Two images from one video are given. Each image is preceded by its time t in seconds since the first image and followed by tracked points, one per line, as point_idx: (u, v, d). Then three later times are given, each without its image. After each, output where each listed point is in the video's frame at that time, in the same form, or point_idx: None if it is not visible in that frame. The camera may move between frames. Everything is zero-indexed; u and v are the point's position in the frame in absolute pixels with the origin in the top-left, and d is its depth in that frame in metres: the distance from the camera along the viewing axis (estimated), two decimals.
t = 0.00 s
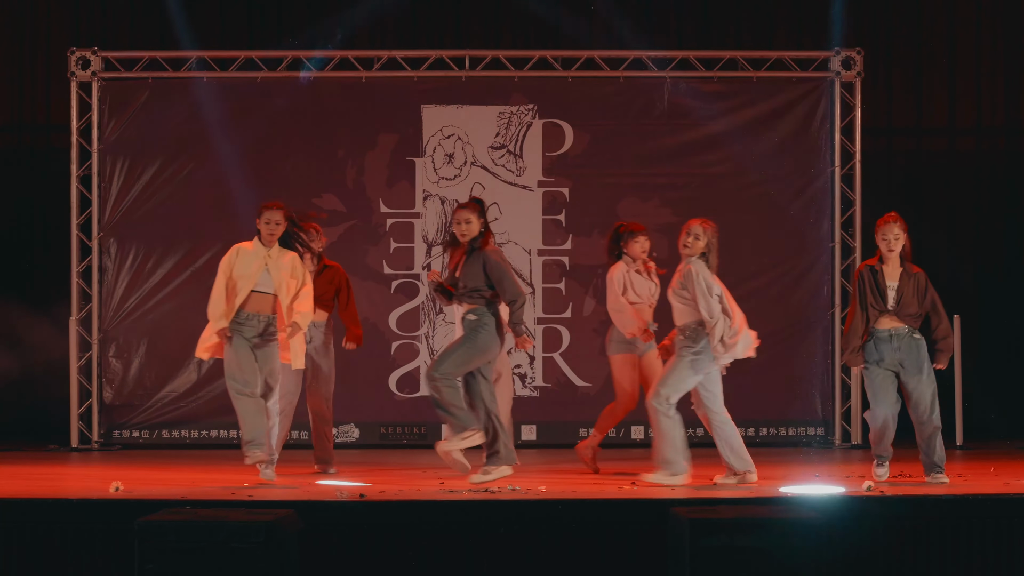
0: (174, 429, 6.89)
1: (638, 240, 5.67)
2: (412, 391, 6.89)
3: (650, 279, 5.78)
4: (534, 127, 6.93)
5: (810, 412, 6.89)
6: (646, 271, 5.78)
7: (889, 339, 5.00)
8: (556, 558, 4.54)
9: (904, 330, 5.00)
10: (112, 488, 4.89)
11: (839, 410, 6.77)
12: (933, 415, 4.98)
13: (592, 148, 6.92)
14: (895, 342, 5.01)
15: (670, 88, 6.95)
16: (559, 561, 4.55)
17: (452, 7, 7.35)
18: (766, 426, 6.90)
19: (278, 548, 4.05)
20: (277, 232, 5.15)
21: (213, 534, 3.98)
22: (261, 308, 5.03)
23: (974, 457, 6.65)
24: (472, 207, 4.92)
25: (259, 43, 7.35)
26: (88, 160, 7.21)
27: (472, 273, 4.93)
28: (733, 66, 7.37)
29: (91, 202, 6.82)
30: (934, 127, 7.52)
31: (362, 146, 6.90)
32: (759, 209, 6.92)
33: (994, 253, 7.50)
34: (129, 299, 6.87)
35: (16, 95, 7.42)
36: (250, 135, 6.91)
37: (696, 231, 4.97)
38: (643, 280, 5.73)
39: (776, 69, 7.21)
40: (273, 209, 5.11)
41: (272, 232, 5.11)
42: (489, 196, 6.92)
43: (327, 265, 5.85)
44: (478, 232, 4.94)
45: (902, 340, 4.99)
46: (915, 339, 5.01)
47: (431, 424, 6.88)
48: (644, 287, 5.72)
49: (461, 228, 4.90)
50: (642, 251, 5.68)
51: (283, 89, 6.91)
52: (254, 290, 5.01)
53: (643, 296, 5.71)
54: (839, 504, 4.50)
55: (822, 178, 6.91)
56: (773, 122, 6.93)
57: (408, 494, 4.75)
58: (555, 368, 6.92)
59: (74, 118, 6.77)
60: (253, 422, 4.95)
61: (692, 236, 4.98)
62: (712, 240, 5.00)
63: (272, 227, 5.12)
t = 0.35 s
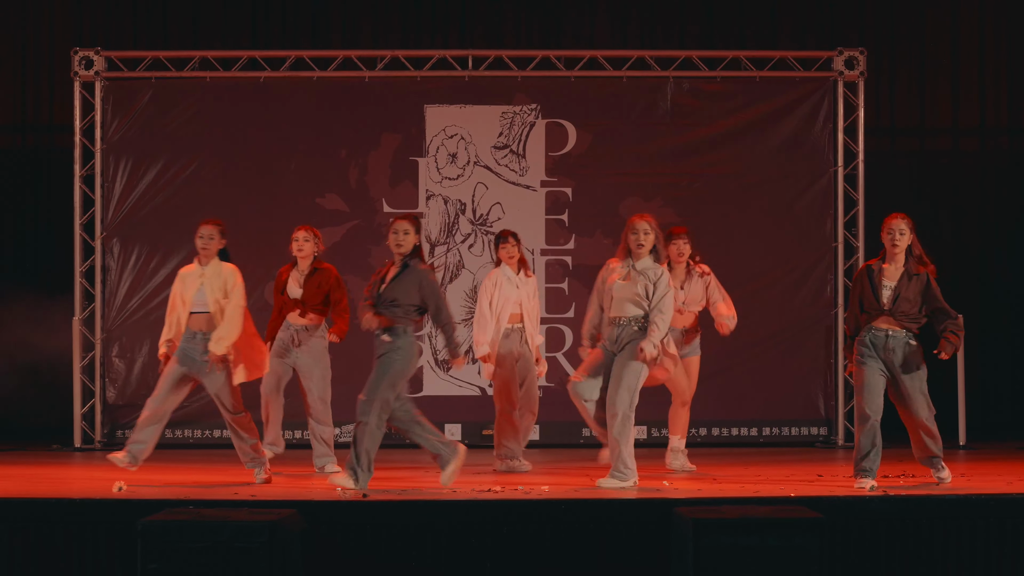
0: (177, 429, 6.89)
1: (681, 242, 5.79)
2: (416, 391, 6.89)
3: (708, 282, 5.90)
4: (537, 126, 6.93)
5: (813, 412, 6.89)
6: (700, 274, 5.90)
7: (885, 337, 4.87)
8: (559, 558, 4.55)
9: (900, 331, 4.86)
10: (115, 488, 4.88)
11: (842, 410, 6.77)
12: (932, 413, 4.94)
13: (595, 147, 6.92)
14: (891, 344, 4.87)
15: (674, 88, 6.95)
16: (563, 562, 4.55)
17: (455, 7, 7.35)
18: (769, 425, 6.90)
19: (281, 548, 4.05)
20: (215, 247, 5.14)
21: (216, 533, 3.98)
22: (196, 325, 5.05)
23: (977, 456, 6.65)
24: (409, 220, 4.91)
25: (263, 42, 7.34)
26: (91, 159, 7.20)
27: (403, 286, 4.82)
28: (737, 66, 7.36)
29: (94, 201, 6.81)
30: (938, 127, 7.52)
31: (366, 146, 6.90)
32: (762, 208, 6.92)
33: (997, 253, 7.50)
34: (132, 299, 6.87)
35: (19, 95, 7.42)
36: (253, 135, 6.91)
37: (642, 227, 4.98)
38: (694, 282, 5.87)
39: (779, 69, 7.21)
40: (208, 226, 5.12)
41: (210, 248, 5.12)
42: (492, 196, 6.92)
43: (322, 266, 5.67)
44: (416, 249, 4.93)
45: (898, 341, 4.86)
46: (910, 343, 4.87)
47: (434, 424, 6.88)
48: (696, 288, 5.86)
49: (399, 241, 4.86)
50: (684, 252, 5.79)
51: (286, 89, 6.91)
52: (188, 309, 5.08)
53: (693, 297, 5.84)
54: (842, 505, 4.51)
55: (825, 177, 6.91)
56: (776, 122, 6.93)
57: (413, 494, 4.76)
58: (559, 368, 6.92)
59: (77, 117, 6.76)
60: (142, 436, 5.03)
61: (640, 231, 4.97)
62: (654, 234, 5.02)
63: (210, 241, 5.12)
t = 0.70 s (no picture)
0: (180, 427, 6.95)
1: (696, 244, 5.79)
2: (416, 390, 6.95)
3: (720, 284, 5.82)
4: (536, 128, 6.99)
5: (810, 411, 6.96)
6: (713, 277, 5.83)
7: (874, 338, 4.95)
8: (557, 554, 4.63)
9: (890, 331, 4.95)
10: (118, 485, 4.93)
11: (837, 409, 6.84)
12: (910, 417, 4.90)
13: (594, 148, 6.99)
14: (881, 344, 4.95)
15: (672, 90, 7.01)
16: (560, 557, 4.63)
17: (455, 9, 7.41)
18: (766, 424, 6.96)
19: (282, 545, 4.10)
20: (135, 245, 5.20)
21: (220, 531, 4.03)
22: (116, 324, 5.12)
23: (972, 455, 6.71)
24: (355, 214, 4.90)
25: (264, 44, 7.40)
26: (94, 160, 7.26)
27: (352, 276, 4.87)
28: (735, 67, 7.42)
29: (97, 202, 6.87)
30: (934, 128, 7.59)
31: (366, 147, 6.96)
32: (760, 209, 6.98)
33: (993, 253, 7.56)
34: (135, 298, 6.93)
35: (22, 95, 7.48)
36: (255, 136, 6.97)
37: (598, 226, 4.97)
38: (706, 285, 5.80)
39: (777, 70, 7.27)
40: (124, 226, 5.16)
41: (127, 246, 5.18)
42: (491, 197, 6.98)
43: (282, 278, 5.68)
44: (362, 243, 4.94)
45: (886, 342, 4.93)
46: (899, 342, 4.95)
47: (434, 422, 6.94)
48: (708, 292, 5.78)
49: (349, 233, 4.85)
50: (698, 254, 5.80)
51: (288, 90, 6.97)
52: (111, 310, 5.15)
53: (706, 301, 5.76)
54: (837, 502, 4.56)
55: (821, 178, 6.98)
56: (774, 123, 6.99)
57: (412, 492, 4.78)
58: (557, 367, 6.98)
59: (80, 119, 6.83)
60: (104, 449, 5.06)
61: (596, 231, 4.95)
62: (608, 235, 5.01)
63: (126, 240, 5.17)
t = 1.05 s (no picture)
0: (190, 423, 7.15)
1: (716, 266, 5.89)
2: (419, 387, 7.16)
3: (736, 308, 5.87)
4: (536, 132, 7.20)
5: (802, 407, 7.18)
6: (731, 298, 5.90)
7: (845, 341, 5.00)
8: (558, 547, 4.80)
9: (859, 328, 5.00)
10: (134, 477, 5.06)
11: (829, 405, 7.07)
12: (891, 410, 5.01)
13: (592, 152, 7.20)
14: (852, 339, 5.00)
15: (668, 95, 7.23)
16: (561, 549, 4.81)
17: (457, 16, 7.62)
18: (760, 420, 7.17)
19: (289, 539, 4.20)
20: (110, 288, 5.20)
21: (225, 525, 4.13)
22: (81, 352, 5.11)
23: (959, 450, 6.92)
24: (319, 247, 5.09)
25: (272, 50, 7.60)
26: (107, 164, 7.48)
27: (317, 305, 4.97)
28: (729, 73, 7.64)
29: (111, 204, 7.08)
30: (922, 132, 7.81)
31: (371, 151, 7.17)
32: (753, 211, 7.19)
33: (981, 255, 7.77)
34: (146, 298, 7.13)
35: (37, 101, 7.67)
36: (263, 141, 7.18)
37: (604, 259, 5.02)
38: (722, 309, 5.88)
39: (770, 76, 7.48)
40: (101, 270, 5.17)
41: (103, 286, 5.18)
42: (492, 200, 7.19)
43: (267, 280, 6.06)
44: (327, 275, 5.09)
45: (856, 342, 4.98)
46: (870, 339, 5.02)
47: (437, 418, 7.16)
48: (725, 315, 5.86)
49: (315, 266, 5.01)
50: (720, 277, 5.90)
51: (295, 96, 7.18)
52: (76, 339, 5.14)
53: (724, 326, 5.86)
54: (828, 496, 4.74)
55: (813, 182, 7.19)
56: (767, 129, 7.21)
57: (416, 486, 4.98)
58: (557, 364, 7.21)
59: (94, 124, 7.04)
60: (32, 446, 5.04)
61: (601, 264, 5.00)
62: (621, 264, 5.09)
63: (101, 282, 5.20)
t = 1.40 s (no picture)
0: (205, 420, 7.36)
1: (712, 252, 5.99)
2: (428, 384, 7.37)
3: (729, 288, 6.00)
4: (541, 137, 7.41)
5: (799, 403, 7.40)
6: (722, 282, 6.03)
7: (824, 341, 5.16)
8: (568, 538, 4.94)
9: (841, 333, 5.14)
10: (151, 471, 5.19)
11: (825, 402, 7.29)
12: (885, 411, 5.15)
13: (596, 157, 7.41)
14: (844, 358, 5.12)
15: (669, 101, 7.44)
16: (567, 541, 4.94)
17: (464, 24, 7.83)
18: (759, 416, 7.38)
19: (301, 530, 4.36)
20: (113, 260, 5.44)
21: (240, 518, 4.29)
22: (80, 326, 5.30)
23: (952, 445, 7.13)
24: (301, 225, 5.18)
25: (284, 57, 7.82)
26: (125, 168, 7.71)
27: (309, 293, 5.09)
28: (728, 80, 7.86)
29: (129, 206, 7.30)
30: (916, 136, 8.02)
31: (381, 155, 7.39)
32: (751, 213, 7.40)
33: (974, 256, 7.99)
34: (163, 297, 7.36)
35: (56, 107, 7.88)
36: (276, 145, 7.40)
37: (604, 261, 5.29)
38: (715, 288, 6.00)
39: (769, 82, 7.70)
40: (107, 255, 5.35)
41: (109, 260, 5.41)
42: (499, 202, 7.41)
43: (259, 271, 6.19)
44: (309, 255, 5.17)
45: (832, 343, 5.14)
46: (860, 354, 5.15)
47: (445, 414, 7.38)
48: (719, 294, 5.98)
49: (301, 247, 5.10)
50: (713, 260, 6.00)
51: (307, 102, 7.40)
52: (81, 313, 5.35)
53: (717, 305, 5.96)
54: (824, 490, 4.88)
55: (810, 185, 7.40)
56: (765, 133, 7.42)
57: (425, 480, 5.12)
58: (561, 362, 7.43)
59: (113, 129, 7.26)
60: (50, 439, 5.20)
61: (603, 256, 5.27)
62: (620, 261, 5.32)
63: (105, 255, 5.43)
